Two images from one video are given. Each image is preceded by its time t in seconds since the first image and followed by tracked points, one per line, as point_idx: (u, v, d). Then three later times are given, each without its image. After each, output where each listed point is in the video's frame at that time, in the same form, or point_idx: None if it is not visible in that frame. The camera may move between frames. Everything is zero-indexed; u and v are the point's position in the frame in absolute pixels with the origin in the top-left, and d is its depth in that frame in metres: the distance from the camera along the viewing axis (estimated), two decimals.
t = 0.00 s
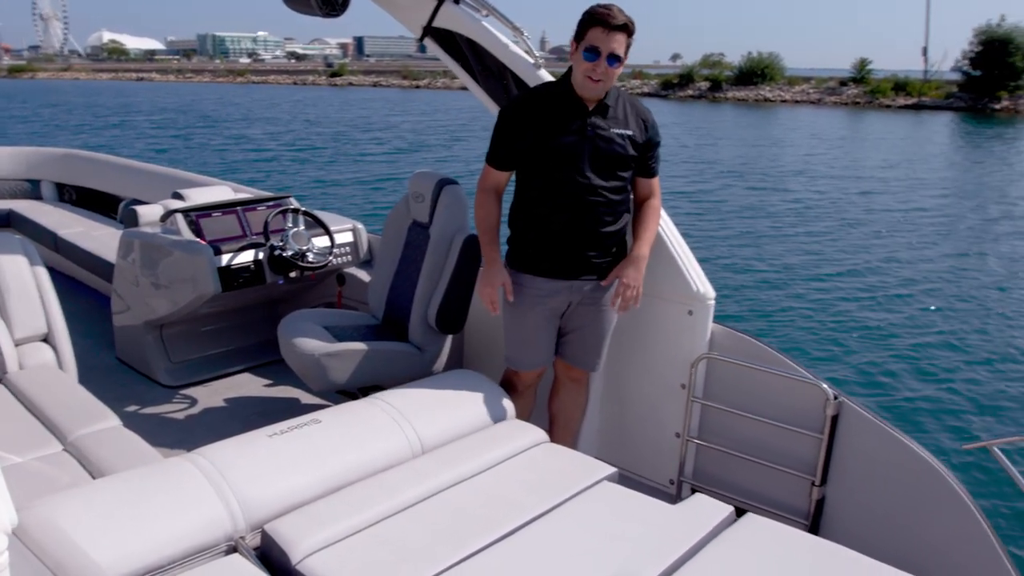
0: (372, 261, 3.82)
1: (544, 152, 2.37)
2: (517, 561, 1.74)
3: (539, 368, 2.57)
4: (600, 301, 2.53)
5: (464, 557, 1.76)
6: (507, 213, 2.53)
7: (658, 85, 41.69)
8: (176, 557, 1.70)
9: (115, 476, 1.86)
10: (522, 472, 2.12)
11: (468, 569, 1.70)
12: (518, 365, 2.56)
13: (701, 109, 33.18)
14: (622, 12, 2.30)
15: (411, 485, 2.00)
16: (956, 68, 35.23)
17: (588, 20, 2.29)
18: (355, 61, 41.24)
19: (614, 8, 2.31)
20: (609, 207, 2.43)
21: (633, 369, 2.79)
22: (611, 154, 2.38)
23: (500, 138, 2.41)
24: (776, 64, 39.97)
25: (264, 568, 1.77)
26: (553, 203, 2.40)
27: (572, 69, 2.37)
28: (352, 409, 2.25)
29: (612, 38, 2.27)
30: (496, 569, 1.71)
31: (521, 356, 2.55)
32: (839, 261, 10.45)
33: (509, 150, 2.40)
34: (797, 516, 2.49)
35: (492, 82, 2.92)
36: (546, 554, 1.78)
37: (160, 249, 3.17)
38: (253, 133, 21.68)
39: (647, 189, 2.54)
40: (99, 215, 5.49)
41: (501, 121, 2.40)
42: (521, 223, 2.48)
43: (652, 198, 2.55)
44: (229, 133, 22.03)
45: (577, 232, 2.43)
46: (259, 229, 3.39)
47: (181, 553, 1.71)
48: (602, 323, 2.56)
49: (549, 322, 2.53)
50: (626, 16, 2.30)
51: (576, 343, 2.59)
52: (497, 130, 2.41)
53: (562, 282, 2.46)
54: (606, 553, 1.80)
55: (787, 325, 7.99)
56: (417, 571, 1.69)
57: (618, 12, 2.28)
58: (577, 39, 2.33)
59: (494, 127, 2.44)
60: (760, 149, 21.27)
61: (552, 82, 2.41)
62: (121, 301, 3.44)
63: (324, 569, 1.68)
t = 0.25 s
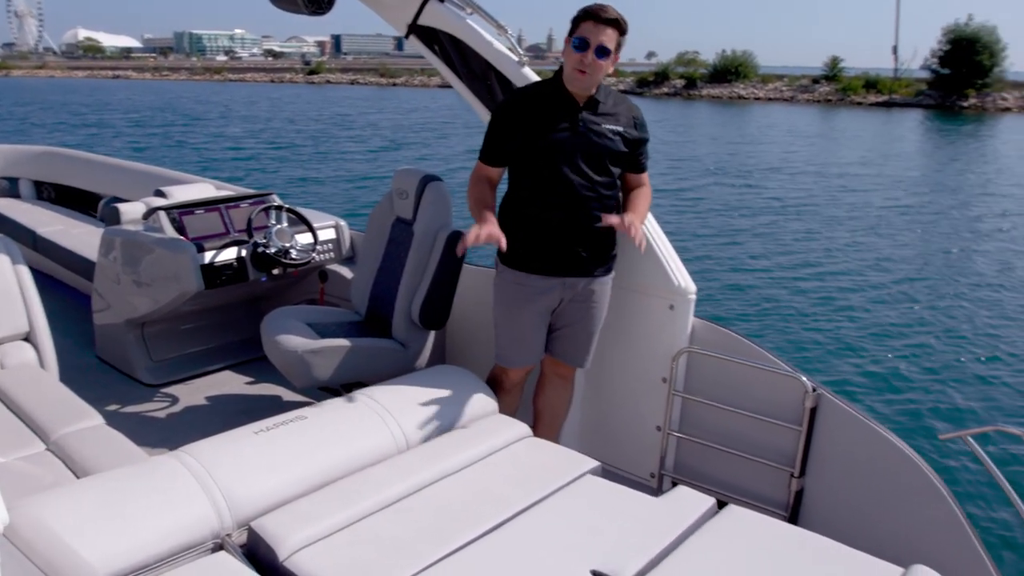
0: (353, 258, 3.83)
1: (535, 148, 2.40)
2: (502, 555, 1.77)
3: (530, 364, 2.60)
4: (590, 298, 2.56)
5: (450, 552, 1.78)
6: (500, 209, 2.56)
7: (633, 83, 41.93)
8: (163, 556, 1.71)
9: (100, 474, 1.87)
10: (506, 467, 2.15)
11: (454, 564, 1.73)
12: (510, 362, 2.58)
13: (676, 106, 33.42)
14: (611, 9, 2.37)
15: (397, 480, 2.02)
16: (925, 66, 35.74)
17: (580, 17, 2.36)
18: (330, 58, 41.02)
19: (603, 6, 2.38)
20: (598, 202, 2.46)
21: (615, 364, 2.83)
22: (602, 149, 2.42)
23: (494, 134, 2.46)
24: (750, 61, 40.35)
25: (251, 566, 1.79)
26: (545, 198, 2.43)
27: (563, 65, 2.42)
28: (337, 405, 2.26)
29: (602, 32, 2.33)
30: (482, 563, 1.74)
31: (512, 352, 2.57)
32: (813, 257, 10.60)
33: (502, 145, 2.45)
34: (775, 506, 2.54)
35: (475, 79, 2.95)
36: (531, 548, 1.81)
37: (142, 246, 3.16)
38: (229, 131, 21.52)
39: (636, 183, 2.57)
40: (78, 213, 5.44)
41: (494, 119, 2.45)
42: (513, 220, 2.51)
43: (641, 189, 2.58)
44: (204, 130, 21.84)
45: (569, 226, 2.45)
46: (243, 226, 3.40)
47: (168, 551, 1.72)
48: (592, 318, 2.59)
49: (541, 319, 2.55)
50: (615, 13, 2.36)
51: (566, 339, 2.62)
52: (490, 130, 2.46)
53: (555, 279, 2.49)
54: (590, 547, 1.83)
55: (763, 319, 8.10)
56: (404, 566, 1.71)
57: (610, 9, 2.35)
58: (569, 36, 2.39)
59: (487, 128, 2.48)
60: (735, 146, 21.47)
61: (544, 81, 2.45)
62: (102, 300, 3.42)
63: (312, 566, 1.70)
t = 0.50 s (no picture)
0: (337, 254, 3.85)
1: (524, 146, 2.46)
2: (484, 545, 1.82)
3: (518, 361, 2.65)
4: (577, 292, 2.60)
5: (433, 544, 1.83)
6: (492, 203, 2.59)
7: (611, 80, 42.12)
8: (151, 551, 1.74)
9: (88, 469, 1.89)
10: (489, 459, 2.19)
11: (438, 554, 1.77)
12: (498, 358, 2.62)
13: (654, 102, 33.61)
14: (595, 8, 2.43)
15: (382, 473, 2.06)
16: (898, 62, 36.22)
17: (564, 17, 2.42)
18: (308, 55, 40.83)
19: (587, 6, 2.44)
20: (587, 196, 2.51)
21: (596, 356, 2.89)
22: (588, 144, 2.48)
23: (482, 134, 2.50)
24: (727, 58, 40.67)
25: (238, 558, 1.82)
26: (536, 194, 2.47)
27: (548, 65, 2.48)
28: (322, 399, 2.29)
29: (586, 31, 2.38)
30: (465, 554, 1.78)
31: (501, 348, 2.61)
32: (790, 251, 10.73)
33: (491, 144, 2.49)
34: (752, 494, 2.61)
35: (458, 77, 2.99)
36: (513, 538, 1.85)
37: (125, 243, 3.17)
38: (207, 128, 21.37)
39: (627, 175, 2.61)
40: (58, 210, 5.42)
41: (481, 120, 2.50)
42: (503, 218, 2.54)
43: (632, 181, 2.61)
44: (182, 127, 21.68)
45: (560, 220, 2.50)
46: (227, 223, 3.42)
47: (155, 546, 1.76)
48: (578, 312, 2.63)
49: (529, 314, 2.59)
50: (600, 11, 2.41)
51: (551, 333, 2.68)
52: (478, 130, 2.50)
53: (545, 274, 2.52)
54: (571, 536, 1.88)
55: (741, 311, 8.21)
56: (389, 557, 1.75)
57: (596, 8, 2.40)
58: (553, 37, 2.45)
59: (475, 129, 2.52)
60: (713, 142, 21.66)
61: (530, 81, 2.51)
62: (84, 297, 3.42)
63: (299, 557, 1.73)
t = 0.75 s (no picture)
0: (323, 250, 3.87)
1: (517, 145, 2.48)
2: (467, 534, 1.86)
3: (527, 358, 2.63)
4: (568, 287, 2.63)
5: (417, 533, 1.86)
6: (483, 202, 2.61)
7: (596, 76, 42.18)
8: (138, 543, 1.78)
9: (75, 462, 1.91)
10: (472, 450, 2.23)
11: (421, 544, 1.81)
12: (508, 357, 2.59)
13: (639, 99, 33.70)
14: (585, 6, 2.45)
15: (367, 465, 2.09)
16: (880, 58, 36.51)
17: (556, 16, 2.43)
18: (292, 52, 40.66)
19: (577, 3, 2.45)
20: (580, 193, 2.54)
21: (578, 349, 2.93)
22: (581, 142, 2.51)
23: (474, 132, 2.52)
24: (711, 55, 40.84)
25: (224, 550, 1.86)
26: (530, 193, 2.50)
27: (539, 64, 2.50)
28: (308, 393, 2.32)
29: (579, 30, 2.40)
30: (448, 543, 1.82)
31: (509, 346, 2.59)
32: (774, 245, 10.82)
33: (482, 144, 2.51)
34: (731, 483, 2.66)
35: (442, 75, 3.01)
36: (496, 526, 1.89)
37: (111, 240, 3.18)
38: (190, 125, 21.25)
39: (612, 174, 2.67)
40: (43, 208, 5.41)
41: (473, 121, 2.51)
42: (494, 216, 2.57)
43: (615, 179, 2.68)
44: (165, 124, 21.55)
45: (552, 219, 2.53)
46: (213, 219, 3.43)
47: (142, 538, 1.79)
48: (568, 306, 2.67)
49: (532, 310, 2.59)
50: (590, 9, 2.43)
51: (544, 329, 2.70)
52: (469, 131, 2.52)
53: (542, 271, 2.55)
54: (553, 524, 1.92)
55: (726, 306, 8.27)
56: (374, 546, 1.78)
57: (586, 7, 2.42)
58: (545, 36, 2.47)
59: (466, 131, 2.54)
60: (697, 138, 21.76)
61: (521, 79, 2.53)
62: (70, 295, 3.43)
63: (285, 547, 1.77)
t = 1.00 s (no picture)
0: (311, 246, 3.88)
1: (516, 148, 2.46)
2: (451, 523, 1.87)
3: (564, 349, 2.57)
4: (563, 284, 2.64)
5: (402, 522, 1.87)
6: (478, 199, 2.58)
7: (592, 74, 42.14)
8: (125, 532, 1.79)
9: (61, 454, 1.92)
10: (457, 441, 2.25)
11: (405, 533, 1.82)
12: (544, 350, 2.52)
13: (634, 96, 33.66)
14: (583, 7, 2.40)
15: (352, 456, 2.10)
16: (874, 55, 36.51)
17: (554, 19, 2.38)
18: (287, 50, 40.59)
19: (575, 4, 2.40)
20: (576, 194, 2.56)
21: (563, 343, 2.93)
22: (578, 143, 2.52)
23: (464, 132, 2.50)
24: (706, 52, 40.83)
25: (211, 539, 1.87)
26: (528, 196, 2.50)
27: (536, 65, 2.46)
28: (293, 386, 2.33)
29: (579, 35, 2.37)
30: (432, 531, 1.83)
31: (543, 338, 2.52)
32: (767, 243, 10.83)
33: (478, 146, 2.48)
34: (714, 474, 2.67)
35: (428, 73, 3.02)
36: (479, 515, 1.91)
37: (100, 237, 3.19)
38: (184, 124, 21.20)
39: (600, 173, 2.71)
40: (32, 206, 5.41)
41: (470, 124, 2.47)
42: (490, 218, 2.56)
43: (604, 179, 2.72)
44: (159, 123, 21.50)
45: (548, 219, 2.53)
46: (201, 216, 3.44)
47: (129, 527, 1.80)
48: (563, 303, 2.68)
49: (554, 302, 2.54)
50: (587, 9, 2.39)
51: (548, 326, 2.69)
52: (464, 132, 2.48)
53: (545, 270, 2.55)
54: (536, 513, 1.93)
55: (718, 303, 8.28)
56: (358, 534, 1.80)
57: (582, 8, 2.37)
58: (543, 39, 2.42)
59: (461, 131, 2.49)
60: (691, 136, 21.74)
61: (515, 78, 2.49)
62: (59, 291, 3.44)
63: (269, 536, 1.78)
